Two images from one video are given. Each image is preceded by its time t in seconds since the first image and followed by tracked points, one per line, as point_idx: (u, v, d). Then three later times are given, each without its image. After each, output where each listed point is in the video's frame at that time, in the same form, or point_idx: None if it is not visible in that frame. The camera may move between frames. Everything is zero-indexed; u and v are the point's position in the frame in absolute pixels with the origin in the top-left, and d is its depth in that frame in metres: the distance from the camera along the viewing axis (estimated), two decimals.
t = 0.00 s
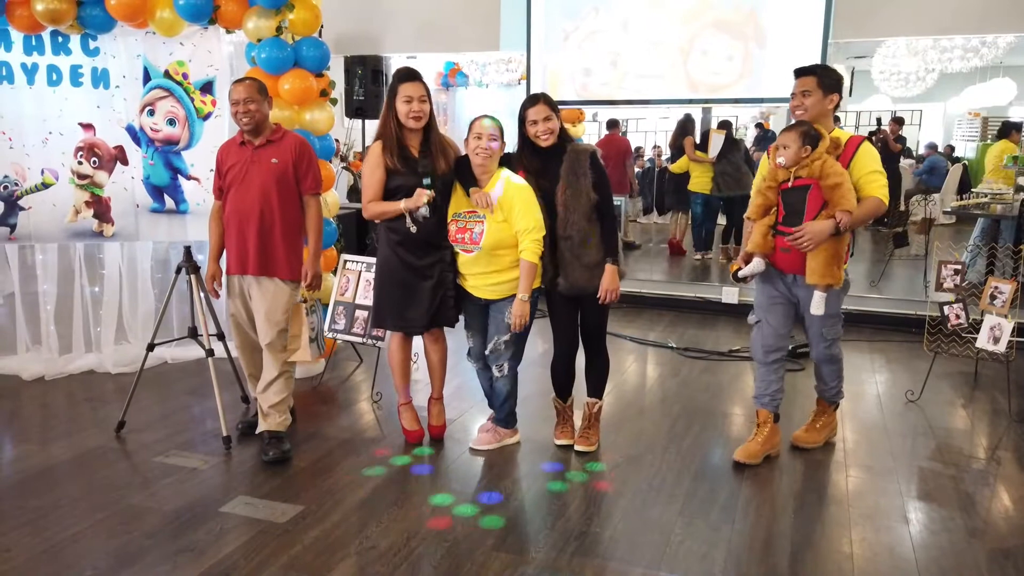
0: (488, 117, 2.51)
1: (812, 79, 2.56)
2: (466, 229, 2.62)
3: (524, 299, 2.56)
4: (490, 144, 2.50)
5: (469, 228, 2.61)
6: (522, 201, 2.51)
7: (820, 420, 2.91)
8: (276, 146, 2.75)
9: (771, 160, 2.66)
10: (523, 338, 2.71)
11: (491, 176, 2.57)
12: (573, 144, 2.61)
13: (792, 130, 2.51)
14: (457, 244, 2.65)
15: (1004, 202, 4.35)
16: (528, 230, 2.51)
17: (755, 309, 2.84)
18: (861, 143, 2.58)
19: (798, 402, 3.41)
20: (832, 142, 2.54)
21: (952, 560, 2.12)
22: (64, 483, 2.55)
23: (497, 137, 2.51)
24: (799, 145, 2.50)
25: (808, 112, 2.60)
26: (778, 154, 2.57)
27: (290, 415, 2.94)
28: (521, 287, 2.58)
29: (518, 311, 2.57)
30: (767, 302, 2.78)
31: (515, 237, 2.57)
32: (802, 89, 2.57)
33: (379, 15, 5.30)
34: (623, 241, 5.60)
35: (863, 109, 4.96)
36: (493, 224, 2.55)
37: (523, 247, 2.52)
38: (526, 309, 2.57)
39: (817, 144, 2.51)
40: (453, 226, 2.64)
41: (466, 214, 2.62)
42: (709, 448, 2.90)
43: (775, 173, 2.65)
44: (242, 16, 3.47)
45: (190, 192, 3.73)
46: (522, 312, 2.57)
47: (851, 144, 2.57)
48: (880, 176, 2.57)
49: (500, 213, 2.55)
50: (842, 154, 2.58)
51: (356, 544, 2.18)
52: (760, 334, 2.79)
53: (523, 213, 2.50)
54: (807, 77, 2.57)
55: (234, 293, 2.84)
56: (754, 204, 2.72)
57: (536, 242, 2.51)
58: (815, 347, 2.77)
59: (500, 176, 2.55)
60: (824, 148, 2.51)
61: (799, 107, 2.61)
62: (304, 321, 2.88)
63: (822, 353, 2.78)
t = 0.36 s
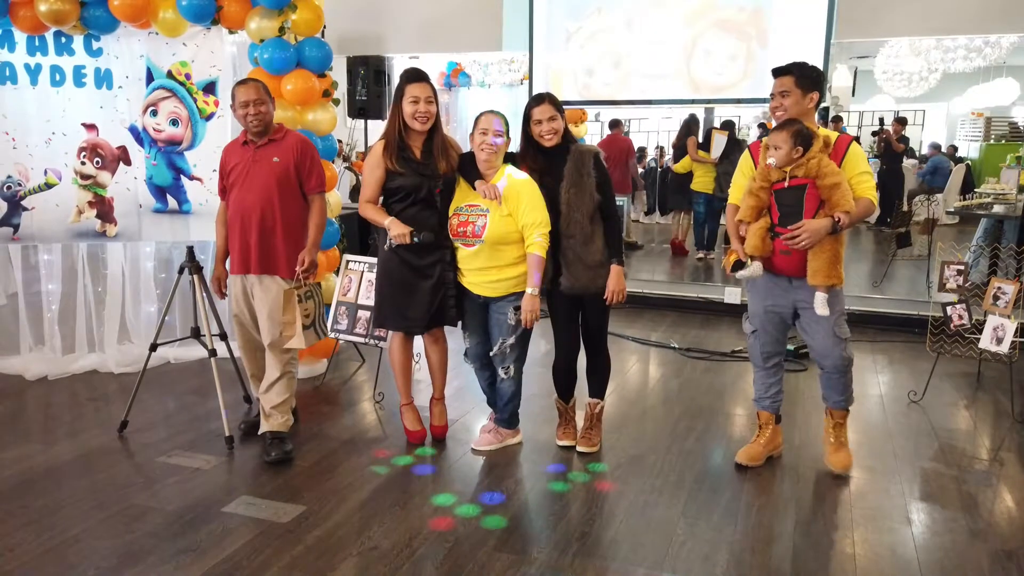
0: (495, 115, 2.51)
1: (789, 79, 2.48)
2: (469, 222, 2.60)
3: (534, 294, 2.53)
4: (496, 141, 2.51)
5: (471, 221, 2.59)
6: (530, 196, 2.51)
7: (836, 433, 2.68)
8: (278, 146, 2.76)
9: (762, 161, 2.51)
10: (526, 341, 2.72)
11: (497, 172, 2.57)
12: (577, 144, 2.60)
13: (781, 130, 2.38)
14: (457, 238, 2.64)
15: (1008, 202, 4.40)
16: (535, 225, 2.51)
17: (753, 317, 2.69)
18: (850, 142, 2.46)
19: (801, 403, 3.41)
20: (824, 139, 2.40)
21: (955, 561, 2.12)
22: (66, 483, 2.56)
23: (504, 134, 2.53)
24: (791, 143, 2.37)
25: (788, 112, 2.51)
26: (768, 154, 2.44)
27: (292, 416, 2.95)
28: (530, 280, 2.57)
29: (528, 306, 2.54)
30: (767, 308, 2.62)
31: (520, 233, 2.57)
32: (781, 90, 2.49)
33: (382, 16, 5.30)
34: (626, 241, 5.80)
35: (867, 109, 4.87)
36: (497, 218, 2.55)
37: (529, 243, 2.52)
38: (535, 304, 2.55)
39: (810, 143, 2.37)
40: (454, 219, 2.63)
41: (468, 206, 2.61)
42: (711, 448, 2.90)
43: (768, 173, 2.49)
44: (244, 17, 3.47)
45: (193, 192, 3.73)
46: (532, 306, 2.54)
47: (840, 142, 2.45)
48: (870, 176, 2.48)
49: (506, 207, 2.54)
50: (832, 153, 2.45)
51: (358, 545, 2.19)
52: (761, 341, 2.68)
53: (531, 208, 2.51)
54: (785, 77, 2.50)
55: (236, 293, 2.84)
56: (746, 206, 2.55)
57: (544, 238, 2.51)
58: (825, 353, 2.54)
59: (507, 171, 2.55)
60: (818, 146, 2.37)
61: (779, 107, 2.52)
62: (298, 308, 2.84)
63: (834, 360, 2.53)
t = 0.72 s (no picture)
0: (499, 118, 2.51)
1: (824, 76, 2.35)
2: (469, 222, 2.59)
3: (531, 295, 2.54)
4: (497, 142, 2.52)
5: (472, 221, 2.58)
6: (531, 196, 2.51)
7: (860, 466, 2.48)
8: (281, 146, 2.77)
9: (778, 165, 2.40)
10: (532, 342, 2.73)
11: (498, 173, 2.58)
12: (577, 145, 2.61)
13: (798, 134, 2.26)
14: (458, 239, 2.62)
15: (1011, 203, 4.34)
16: (535, 226, 2.50)
17: (762, 325, 2.64)
18: (871, 147, 2.35)
19: (802, 403, 3.41)
20: (842, 143, 2.30)
21: (957, 562, 2.12)
22: (70, 483, 2.57)
23: (503, 136, 2.53)
24: (812, 148, 2.25)
25: (818, 111, 2.39)
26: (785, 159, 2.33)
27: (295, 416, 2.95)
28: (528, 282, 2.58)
29: (523, 308, 2.55)
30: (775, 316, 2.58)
31: (520, 233, 2.57)
32: (815, 87, 2.36)
33: (385, 16, 5.32)
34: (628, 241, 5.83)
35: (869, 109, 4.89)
36: (498, 219, 2.54)
37: (530, 244, 2.52)
38: (532, 305, 2.56)
39: (827, 147, 2.27)
40: (454, 220, 2.62)
41: (468, 207, 2.60)
42: (713, 449, 2.90)
43: (786, 178, 2.37)
44: (247, 18, 3.48)
45: (196, 193, 3.74)
46: (528, 308, 2.55)
47: (860, 146, 2.34)
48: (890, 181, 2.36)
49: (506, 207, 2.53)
50: (852, 158, 2.34)
51: (360, 544, 2.19)
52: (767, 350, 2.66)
53: (531, 209, 2.50)
54: (820, 73, 2.36)
55: (239, 294, 2.84)
56: (761, 212, 2.45)
57: (544, 239, 2.51)
58: (832, 365, 2.46)
59: (509, 172, 2.55)
60: (836, 151, 2.27)
61: (808, 106, 2.39)
62: (305, 299, 2.83)
63: (842, 372, 2.43)
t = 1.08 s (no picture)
0: (503, 120, 2.52)
1: (878, 73, 2.24)
2: (470, 223, 2.60)
3: (532, 297, 2.55)
4: (498, 144, 2.51)
5: (473, 222, 2.60)
6: (531, 198, 2.51)
7: (871, 474, 2.44)
8: (285, 146, 2.77)
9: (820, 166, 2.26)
10: (532, 342, 2.73)
11: (499, 174, 2.58)
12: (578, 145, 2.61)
13: (843, 134, 2.12)
14: (458, 239, 2.63)
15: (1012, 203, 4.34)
16: (536, 228, 2.51)
17: (796, 332, 2.53)
18: (918, 145, 2.24)
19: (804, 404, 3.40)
20: (888, 140, 2.16)
21: (958, 562, 2.11)
22: (71, 482, 2.57)
23: (504, 138, 2.53)
24: (860, 146, 2.11)
25: (870, 108, 2.26)
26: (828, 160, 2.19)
27: (296, 416, 2.95)
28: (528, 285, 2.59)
29: (526, 308, 2.56)
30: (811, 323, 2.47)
31: (521, 235, 2.57)
32: (869, 82, 2.23)
33: (386, 16, 5.33)
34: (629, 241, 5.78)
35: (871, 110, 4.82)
36: (499, 219, 2.55)
37: (530, 245, 2.52)
38: (533, 306, 2.56)
39: (871, 146, 2.12)
40: (455, 220, 2.63)
41: (469, 208, 2.61)
42: (714, 449, 2.89)
43: (832, 179, 2.23)
44: (249, 18, 3.49)
45: (197, 193, 3.74)
46: (530, 310, 2.55)
47: (907, 144, 2.24)
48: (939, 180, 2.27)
49: (507, 209, 2.54)
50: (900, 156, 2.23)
51: (361, 544, 2.19)
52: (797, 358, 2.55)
53: (531, 211, 2.51)
54: (869, 70, 2.24)
55: (242, 294, 2.85)
56: (805, 215, 2.31)
57: (544, 240, 2.52)
58: (872, 373, 2.37)
59: (510, 174, 2.56)
60: (883, 149, 2.13)
61: (861, 102, 2.26)
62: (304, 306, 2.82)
63: (881, 382, 2.35)
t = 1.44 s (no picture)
0: (503, 118, 2.52)
1: (920, 69, 2.06)
2: (474, 223, 2.61)
3: (538, 296, 2.55)
4: (495, 142, 2.51)
5: (477, 222, 2.60)
6: (535, 198, 2.52)
7: (880, 476, 2.40)
8: (291, 146, 2.78)
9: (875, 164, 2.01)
10: (538, 341, 2.73)
11: (502, 173, 2.58)
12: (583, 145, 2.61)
13: (923, 134, 1.90)
14: (463, 239, 2.64)
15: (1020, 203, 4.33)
16: (540, 228, 2.52)
17: (845, 339, 2.21)
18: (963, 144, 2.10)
19: (810, 405, 3.40)
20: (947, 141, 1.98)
21: (965, 564, 2.11)
22: (78, 481, 2.58)
23: (503, 135, 2.52)
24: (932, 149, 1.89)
25: (913, 107, 2.08)
26: (893, 160, 1.96)
27: (303, 415, 2.96)
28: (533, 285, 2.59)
29: (532, 308, 2.56)
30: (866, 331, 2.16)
31: (525, 235, 2.58)
32: (912, 79, 2.05)
33: (392, 17, 5.33)
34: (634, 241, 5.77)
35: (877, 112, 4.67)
36: (503, 219, 2.55)
37: (535, 245, 2.53)
38: (539, 306, 2.57)
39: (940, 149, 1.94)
40: (460, 220, 2.64)
41: (474, 208, 2.62)
42: (720, 451, 2.89)
43: (892, 180, 1.99)
44: (255, 18, 3.49)
45: (204, 192, 3.75)
46: (536, 309, 2.56)
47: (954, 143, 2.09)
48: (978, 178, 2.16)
49: (511, 209, 2.54)
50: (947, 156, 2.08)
51: (367, 544, 2.20)
52: (848, 371, 2.21)
53: (535, 211, 2.51)
54: (913, 65, 2.06)
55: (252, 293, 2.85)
56: (857, 216, 2.03)
57: (548, 240, 2.52)
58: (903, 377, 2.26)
59: (514, 173, 2.56)
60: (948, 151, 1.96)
61: (902, 100, 2.08)
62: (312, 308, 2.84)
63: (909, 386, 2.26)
